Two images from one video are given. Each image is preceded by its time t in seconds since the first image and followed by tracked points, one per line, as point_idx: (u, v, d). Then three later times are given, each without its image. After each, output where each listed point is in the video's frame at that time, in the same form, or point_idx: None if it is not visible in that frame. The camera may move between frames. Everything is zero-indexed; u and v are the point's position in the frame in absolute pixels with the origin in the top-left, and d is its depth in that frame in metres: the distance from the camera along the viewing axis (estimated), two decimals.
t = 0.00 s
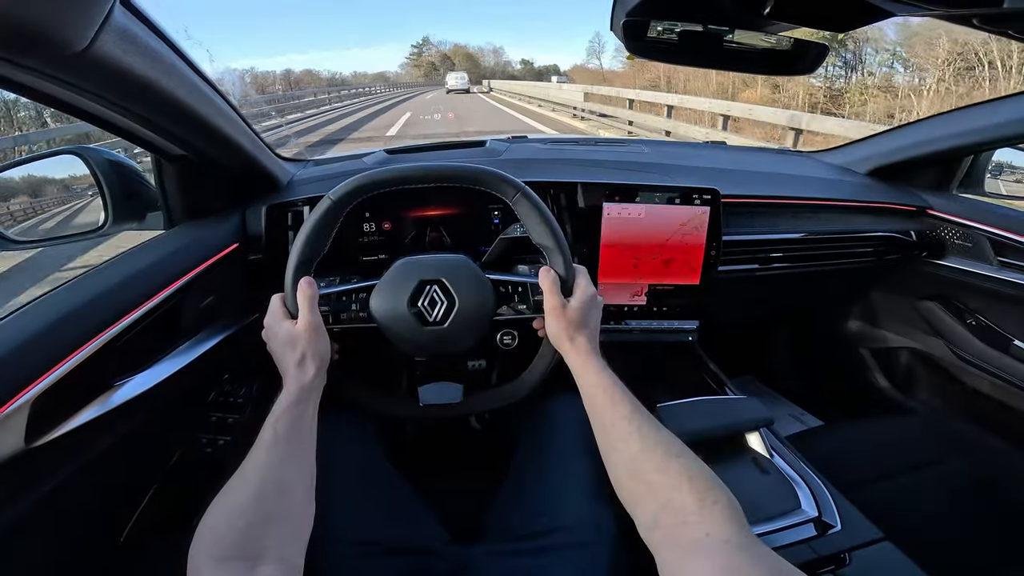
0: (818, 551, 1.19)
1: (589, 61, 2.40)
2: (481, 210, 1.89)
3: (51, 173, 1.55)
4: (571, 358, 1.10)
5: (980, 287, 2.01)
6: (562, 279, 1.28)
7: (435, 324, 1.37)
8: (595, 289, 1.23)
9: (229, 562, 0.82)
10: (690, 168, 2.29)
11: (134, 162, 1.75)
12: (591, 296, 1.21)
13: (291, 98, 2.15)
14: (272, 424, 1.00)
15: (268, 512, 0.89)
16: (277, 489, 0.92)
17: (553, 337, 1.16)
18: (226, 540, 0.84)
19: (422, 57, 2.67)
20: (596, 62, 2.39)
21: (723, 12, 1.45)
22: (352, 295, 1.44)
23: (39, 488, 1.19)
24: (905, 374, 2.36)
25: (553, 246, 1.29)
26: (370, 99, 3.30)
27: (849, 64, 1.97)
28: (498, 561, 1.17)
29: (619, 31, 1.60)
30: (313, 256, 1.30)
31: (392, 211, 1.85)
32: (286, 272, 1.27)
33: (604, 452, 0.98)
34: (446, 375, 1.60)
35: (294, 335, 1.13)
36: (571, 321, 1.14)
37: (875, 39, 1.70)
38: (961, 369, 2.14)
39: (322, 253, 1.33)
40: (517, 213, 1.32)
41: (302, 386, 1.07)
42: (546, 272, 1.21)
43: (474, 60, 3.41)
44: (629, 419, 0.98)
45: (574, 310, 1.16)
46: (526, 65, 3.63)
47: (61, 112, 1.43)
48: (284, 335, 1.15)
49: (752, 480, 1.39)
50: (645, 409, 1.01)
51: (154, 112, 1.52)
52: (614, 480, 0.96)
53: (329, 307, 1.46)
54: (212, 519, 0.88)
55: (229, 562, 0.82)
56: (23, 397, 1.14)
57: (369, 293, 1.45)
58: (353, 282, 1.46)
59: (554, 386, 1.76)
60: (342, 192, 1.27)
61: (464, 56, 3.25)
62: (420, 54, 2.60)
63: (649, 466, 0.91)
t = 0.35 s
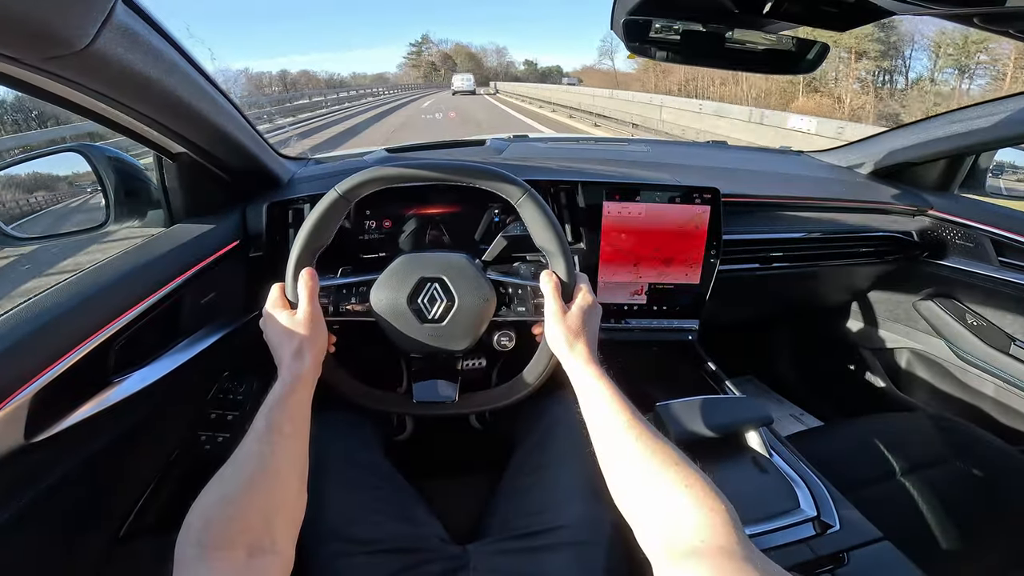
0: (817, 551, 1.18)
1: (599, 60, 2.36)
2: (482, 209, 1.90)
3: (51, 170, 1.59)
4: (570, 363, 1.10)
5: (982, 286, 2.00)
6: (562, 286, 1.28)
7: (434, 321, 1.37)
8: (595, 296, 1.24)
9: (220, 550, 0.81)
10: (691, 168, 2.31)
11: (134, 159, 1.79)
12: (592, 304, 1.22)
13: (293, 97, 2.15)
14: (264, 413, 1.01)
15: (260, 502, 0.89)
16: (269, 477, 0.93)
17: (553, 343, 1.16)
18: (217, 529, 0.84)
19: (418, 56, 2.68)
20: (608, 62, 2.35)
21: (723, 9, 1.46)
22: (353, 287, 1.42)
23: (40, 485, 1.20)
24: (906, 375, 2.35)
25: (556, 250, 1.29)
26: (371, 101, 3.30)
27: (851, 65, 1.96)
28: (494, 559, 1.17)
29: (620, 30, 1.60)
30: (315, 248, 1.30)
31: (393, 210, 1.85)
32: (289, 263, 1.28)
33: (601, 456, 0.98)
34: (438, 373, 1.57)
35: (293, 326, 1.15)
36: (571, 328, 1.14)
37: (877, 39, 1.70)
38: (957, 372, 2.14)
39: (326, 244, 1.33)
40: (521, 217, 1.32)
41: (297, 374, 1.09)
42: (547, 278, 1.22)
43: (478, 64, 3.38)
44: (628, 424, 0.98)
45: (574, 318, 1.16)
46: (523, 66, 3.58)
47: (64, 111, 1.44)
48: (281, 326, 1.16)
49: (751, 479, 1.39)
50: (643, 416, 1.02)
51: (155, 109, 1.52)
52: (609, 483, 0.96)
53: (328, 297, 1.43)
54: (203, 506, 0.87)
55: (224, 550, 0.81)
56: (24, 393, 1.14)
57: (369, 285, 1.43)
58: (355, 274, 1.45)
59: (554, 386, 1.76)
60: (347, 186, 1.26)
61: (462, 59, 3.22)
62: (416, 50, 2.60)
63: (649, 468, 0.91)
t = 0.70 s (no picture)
0: (821, 554, 1.18)
1: (613, 60, 2.33)
2: (487, 211, 1.91)
3: (63, 170, 1.60)
4: (574, 368, 1.10)
5: (989, 290, 1.98)
6: (568, 291, 1.28)
7: (438, 322, 1.38)
8: (600, 301, 1.24)
9: (221, 546, 0.81)
10: (697, 170, 2.30)
11: (142, 159, 1.81)
12: (597, 309, 1.22)
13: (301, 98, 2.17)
14: (266, 410, 1.02)
15: (261, 498, 0.90)
16: (270, 473, 0.93)
17: (558, 348, 1.16)
18: (218, 525, 0.84)
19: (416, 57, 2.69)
20: (622, 62, 2.31)
21: (728, 11, 1.45)
22: (358, 286, 1.44)
23: (45, 483, 1.20)
24: (912, 379, 2.34)
25: (561, 254, 1.29)
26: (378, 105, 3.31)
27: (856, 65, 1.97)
28: (495, 561, 1.17)
29: (625, 31, 1.60)
30: (321, 248, 1.31)
31: (398, 211, 1.86)
32: (295, 262, 1.28)
33: (604, 461, 0.98)
34: (439, 374, 1.57)
35: (298, 323, 1.16)
36: (575, 333, 1.14)
37: (883, 42, 1.69)
38: (965, 377, 2.12)
39: (333, 242, 1.33)
40: (529, 220, 1.31)
41: (300, 371, 1.10)
42: (552, 281, 1.21)
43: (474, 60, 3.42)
44: (632, 430, 0.98)
45: (579, 323, 1.16)
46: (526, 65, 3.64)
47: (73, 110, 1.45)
48: (285, 324, 1.17)
49: (755, 482, 1.38)
50: (647, 421, 1.02)
51: (163, 109, 1.53)
52: (612, 487, 0.96)
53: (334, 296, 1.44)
54: (205, 500, 0.87)
55: (224, 546, 0.82)
56: (30, 392, 1.16)
57: (374, 285, 1.44)
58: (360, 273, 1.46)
59: (556, 387, 1.76)
60: (356, 185, 1.26)
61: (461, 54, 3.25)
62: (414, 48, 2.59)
63: (653, 472, 0.91)
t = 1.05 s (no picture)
0: (826, 556, 1.18)
1: (627, 61, 2.28)
2: (494, 212, 1.91)
3: (76, 169, 1.62)
4: (580, 371, 1.11)
5: (996, 295, 1.98)
6: (576, 294, 1.29)
7: (446, 323, 1.39)
8: (607, 305, 1.25)
9: (232, 544, 0.83)
10: (703, 173, 2.31)
11: (155, 159, 1.83)
12: (604, 312, 1.23)
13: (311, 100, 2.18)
14: (276, 409, 1.03)
15: (271, 496, 0.91)
16: (281, 471, 0.95)
17: (564, 350, 1.17)
18: (229, 523, 0.85)
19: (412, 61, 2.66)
20: (636, 64, 2.23)
21: (737, 16, 1.46)
22: (367, 287, 1.45)
23: (57, 480, 1.22)
24: (917, 383, 2.34)
25: (570, 257, 1.29)
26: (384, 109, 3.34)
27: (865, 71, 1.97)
28: (501, 561, 1.18)
29: (634, 35, 1.62)
30: (331, 248, 1.32)
31: (406, 211, 1.88)
32: (306, 261, 1.30)
33: (610, 463, 0.99)
34: (444, 374, 1.57)
35: (307, 322, 1.17)
36: (582, 336, 1.15)
37: (891, 46, 1.69)
38: (971, 382, 2.12)
39: (344, 241, 1.35)
40: (538, 222, 1.32)
41: (310, 370, 1.12)
42: (560, 284, 1.22)
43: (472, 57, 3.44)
44: (638, 433, 0.99)
45: (586, 326, 1.17)
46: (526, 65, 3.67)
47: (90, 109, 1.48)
48: (295, 323, 1.18)
49: (759, 484, 1.39)
50: (653, 424, 1.03)
51: (178, 109, 1.55)
52: (618, 489, 0.97)
53: (343, 296, 1.46)
54: (215, 499, 0.88)
55: (235, 544, 0.83)
56: (45, 388, 1.18)
57: (383, 285, 1.46)
58: (369, 273, 1.48)
59: (562, 388, 1.77)
60: (368, 186, 1.28)
61: (461, 50, 3.32)
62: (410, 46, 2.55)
63: (660, 473, 0.92)
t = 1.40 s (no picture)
0: (827, 560, 1.17)
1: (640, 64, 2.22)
2: (497, 213, 1.91)
3: (78, 168, 1.63)
4: (580, 375, 1.10)
5: (1003, 299, 1.96)
6: (577, 297, 1.28)
7: (448, 324, 1.38)
8: (609, 309, 1.24)
9: (230, 542, 0.82)
10: (707, 174, 2.30)
11: (160, 159, 1.83)
12: (605, 316, 1.22)
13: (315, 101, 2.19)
14: (277, 407, 1.03)
15: (270, 493, 0.91)
16: (280, 468, 0.94)
17: (565, 354, 1.16)
18: (226, 520, 0.84)
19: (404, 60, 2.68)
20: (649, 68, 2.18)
21: (741, 18, 1.46)
22: (368, 286, 1.45)
23: (56, 478, 1.23)
24: (923, 387, 2.32)
25: (572, 259, 1.28)
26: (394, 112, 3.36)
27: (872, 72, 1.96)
28: (498, 563, 1.18)
29: (637, 36, 1.61)
30: (334, 247, 1.32)
31: (409, 212, 1.89)
32: (308, 260, 1.30)
33: (609, 467, 0.99)
34: (443, 375, 1.56)
35: (309, 320, 1.17)
36: (583, 341, 1.14)
37: (898, 47, 1.67)
38: (977, 386, 2.10)
39: (348, 240, 1.35)
40: (540, 224, 1.31)
41: (311, 368, 1.11)
42: (563, 287, 1.21)
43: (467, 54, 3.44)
44: (637, 438, 0.98)
45: (587, 330, 1.16)
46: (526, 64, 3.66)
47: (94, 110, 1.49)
48: (296, 322, 1.18)
49: (760, 487, 1.37)
50: (653, 428, 1.02)
51: (182, 109, 1.56)
52: (617, 494, 0.96)
53: (344, 296, 1.46)
54: (213, 496, 0.88)
55: (232, 541, 0.83)
56: (47, 385, 1.18)
57: (385, 285, 1.46)
58: (371, 272, 1.48)
59: (563, 389, 1.76)
60: (371, 185, 1.27)
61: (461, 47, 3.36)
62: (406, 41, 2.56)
63: (660, 478, 0.92)
